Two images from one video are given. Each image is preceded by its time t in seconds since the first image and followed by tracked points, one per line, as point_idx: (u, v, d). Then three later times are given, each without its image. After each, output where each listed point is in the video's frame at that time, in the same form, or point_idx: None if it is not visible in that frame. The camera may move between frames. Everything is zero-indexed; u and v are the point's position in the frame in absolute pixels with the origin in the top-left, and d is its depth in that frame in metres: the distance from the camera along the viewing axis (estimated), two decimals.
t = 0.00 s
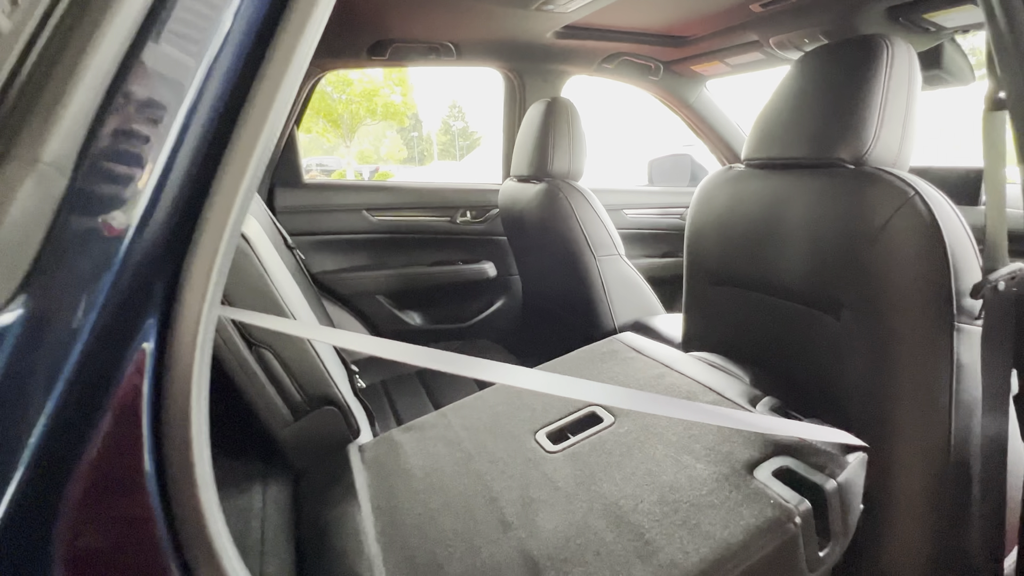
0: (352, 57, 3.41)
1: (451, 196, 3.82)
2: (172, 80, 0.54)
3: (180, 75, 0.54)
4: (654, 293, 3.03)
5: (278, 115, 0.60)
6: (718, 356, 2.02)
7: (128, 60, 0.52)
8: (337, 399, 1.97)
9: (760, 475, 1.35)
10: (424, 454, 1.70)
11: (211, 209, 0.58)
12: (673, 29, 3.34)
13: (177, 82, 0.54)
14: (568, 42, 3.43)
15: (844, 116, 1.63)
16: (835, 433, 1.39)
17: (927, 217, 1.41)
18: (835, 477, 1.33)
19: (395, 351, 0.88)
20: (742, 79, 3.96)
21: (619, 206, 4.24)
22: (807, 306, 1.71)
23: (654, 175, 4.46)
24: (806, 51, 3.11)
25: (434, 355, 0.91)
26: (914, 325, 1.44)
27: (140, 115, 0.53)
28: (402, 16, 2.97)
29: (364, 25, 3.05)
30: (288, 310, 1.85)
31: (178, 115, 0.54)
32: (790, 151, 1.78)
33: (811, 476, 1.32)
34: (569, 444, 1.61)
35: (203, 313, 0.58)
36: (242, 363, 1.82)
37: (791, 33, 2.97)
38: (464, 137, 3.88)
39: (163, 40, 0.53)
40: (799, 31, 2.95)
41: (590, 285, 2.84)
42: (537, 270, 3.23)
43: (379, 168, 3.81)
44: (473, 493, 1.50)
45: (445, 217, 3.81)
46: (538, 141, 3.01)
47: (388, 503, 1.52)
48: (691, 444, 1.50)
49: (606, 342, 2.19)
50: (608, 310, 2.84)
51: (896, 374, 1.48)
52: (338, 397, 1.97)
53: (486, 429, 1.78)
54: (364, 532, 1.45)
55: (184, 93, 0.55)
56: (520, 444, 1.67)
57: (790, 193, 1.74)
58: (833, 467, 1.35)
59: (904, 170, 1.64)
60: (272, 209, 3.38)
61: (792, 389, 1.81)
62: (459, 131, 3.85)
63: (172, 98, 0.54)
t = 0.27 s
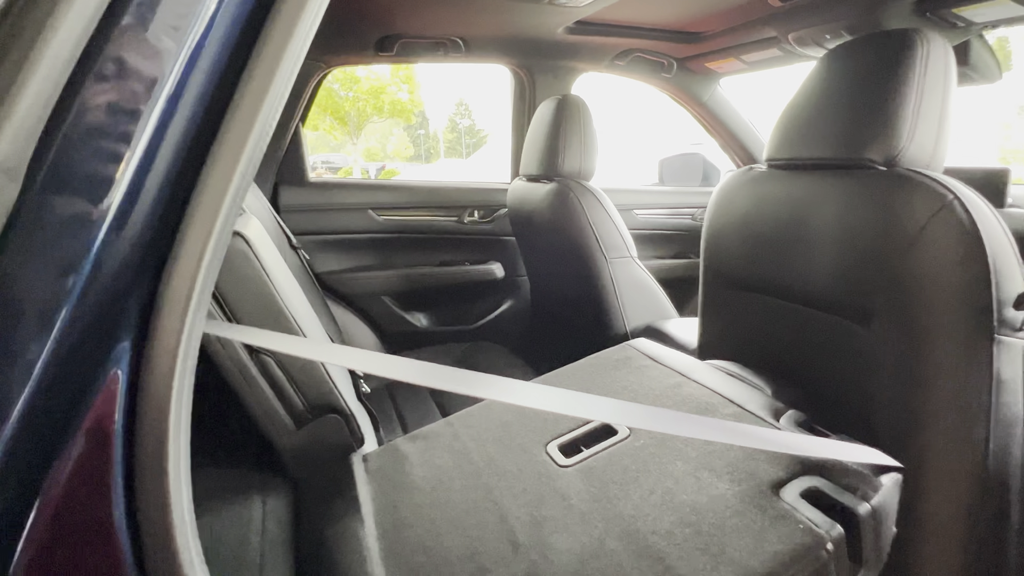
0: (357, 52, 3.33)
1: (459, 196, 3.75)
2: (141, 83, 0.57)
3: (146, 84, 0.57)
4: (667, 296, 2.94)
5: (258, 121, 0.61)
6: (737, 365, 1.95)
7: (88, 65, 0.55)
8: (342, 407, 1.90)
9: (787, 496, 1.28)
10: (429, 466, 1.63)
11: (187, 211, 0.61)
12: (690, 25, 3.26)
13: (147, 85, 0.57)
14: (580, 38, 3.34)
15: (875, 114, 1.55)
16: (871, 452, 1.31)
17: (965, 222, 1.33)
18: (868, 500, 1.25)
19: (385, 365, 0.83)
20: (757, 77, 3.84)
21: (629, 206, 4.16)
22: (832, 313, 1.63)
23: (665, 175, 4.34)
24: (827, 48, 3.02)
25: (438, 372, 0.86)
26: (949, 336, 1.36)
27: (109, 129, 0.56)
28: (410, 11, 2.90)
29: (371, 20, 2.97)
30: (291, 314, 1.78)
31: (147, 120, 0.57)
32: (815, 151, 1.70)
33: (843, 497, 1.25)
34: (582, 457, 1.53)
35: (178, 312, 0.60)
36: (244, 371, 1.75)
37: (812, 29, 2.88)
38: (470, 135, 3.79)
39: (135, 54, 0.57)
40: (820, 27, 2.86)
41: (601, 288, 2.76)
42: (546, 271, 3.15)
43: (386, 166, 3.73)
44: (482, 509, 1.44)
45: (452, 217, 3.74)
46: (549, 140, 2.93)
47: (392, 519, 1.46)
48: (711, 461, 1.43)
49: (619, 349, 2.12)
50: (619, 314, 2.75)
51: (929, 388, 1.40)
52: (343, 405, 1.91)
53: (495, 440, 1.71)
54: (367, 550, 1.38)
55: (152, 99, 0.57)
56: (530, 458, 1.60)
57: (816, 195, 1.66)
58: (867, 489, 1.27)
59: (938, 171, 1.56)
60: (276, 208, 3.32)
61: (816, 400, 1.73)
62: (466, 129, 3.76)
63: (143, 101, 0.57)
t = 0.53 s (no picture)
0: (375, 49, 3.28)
1: (476, 195, 3.69)
2: (126, 85, 0.52)
3: (130, 87, 0.53)
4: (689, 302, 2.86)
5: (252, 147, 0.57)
6: (763, 379, 1.87)
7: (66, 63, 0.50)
8: (353, 415, 1.86)
9: (818, 527, 1.21)
10: (441, 479, 1.58)
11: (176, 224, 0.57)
12: (716, 23, 3.15)
13: (133, 87, 0.53)
14: (603, 35, 3.26)
15: (920, 121, 1.46)
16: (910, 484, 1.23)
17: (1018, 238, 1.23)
18: (908, 536, 1.17)
19: (388, 392, 0.86)
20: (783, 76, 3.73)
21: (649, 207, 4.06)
22: (868, 330, 1.54)
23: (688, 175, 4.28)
24: (861, 47, 2.90)
25: (444, 397, 0.89)
26: (997, 360, 1.26)
27: (86, 126, 0.52)
28: (429, 7, 2.84)
29: (390, 16, 2.91)
30: (301, 319, 1.74)
31: (132, 124, 0.53)
32: (852, 158, 1.61)
33: (880, 532, 1.17)
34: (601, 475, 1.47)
35: (166, 330, 0.57)
36: (254, 378, 1.71)
37: (846, 28, 2.77)
38: (490, 130, 3.75)
39: (117, 54, 0.52)
40: (855, 26, 2.74)
41: (620, 292, 2.69)
42: (564, 274, 3.09)
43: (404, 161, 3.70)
44: (495, 528, 1.38)
45: (469, 217, 3.68)
46: (570, 140, 2.86)
47: (402, 535, 1.41)
48: (737, 485, 1.35)
49: (639, 358, 2.05)
50: (639, 320, 2.68)
51: (975, 414, 1.31)
52: (354, 412, 1.86)
53: (509, 453, 1.66)
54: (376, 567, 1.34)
55: (136, 103, 0.53)
56: (545, 473, 1.54)
57: (852, 205, 1.57)
58: (906, 525, 1.19)
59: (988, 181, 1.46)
60: (292, 206, 3.29)
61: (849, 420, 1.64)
62: (485, 124, 3.72)
63: (129, 106, 0.53)
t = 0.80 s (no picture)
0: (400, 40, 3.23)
1: (499, 189, 3.62)
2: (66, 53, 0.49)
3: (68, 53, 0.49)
4: (715, 305, 2.75)
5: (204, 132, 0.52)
6: (790, 393, 1.77)
7: (2, 21, 0.47)
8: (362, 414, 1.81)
9: (844, 558, 1.12)
10: (447, 483, 1.53)
11: (126, 203, 0.52)
12: (753, 15, 3.03)
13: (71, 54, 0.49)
14: (633, 26, 3.15)
15: (972, 119, 1.35)
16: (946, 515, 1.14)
17: None
18: (946, 572, 1.07)
19: (406, 414, 0.83)
20: (823, 70, 3.58)
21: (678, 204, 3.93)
22: (908, 342, 1.42)
23: (720, 171, 4.07)
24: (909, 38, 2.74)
25: (454, 414, 0.86)
26: None
27: (20, 104, 0.49)
28: None
29: (414, 6, 2.86)
30: (312, 315, 1.71)
31: (66, 97, 0.50)
32: (895, 158, 1.50)
33: (915, 568, 1.08)
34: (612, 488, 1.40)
35: (106, 321, 0.52)
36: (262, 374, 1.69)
37: (893, 18, 2.63)
38: (521, 122, 3.67)
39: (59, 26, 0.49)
40: (904, 15, 2.60)
41: (642, 294, 2.60)
42: (585, 273, 3.00)
43: (435, 153, 3.64)
44: (501, 537, 1.33)
45: (492, 212, 3.62)
46: (596, 136, 2.77)
47: (404, 541, 1.37)
48: (758, 507, 1.27)
49: (659, 365, 1.97)
50: (662, 323, 2.59)
51: None
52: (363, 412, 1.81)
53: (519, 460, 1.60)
54: (376, 575, 1.30)
55: (81, 67, 0.50)
56: (555, 483, 1.48)
57: (893, 208, 1.46)
58: (940, 558, 1.10)
59: None
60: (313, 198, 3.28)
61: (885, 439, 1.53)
62: (517, 116, 3.64)
63: (67, 74, 0.50)
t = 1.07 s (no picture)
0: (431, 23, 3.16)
1: (531, 179, 3.50)
2: None
3: None
4: (754, 306, 2.58)
5: (69, 41, 0.55)
6: (830, 409, 1.61)
7: None
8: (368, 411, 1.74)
9: None
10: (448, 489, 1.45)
11: None
12: None
13: None
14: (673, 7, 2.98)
15: None
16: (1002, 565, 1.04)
17: None
18: None
19: (393, 455, 0.71)
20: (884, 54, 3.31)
21: (721, 197, 3.71)
22: (971, 361, 1.25)
23: (767, 164, 3.86)
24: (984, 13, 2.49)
25: (454, 453, 0.73)
26: None
27: None
28: None
29: None
30: (317, 308, 1.64)
31: None
32: (960, 150, 1.32)
33: None
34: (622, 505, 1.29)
35: None
36: (265, 367, 1.64)
37: None
38: (569, 112, 3.52)
39: None
40: None
41: (674, 292, 2.45)
42: (614, 268, 2.86)
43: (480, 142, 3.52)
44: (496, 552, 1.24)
45: (523, 203, 3.51)
46: (631, 124, 2.60)
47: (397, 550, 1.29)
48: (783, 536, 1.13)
49: (685, 372, 1.83)
50: (695, 325, 2.44)
51: None
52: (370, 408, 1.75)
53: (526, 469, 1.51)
54: None
55: None
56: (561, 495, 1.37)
57: (958, 207, 1.28)
58: None
59: None
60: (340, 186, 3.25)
61: (936, 466, 1.36)
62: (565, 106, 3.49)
63: None
